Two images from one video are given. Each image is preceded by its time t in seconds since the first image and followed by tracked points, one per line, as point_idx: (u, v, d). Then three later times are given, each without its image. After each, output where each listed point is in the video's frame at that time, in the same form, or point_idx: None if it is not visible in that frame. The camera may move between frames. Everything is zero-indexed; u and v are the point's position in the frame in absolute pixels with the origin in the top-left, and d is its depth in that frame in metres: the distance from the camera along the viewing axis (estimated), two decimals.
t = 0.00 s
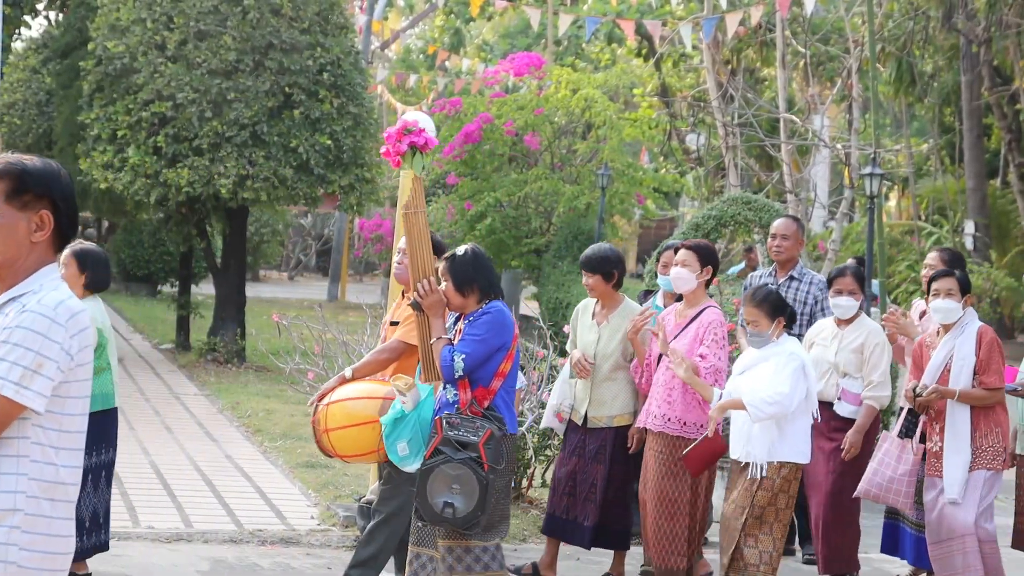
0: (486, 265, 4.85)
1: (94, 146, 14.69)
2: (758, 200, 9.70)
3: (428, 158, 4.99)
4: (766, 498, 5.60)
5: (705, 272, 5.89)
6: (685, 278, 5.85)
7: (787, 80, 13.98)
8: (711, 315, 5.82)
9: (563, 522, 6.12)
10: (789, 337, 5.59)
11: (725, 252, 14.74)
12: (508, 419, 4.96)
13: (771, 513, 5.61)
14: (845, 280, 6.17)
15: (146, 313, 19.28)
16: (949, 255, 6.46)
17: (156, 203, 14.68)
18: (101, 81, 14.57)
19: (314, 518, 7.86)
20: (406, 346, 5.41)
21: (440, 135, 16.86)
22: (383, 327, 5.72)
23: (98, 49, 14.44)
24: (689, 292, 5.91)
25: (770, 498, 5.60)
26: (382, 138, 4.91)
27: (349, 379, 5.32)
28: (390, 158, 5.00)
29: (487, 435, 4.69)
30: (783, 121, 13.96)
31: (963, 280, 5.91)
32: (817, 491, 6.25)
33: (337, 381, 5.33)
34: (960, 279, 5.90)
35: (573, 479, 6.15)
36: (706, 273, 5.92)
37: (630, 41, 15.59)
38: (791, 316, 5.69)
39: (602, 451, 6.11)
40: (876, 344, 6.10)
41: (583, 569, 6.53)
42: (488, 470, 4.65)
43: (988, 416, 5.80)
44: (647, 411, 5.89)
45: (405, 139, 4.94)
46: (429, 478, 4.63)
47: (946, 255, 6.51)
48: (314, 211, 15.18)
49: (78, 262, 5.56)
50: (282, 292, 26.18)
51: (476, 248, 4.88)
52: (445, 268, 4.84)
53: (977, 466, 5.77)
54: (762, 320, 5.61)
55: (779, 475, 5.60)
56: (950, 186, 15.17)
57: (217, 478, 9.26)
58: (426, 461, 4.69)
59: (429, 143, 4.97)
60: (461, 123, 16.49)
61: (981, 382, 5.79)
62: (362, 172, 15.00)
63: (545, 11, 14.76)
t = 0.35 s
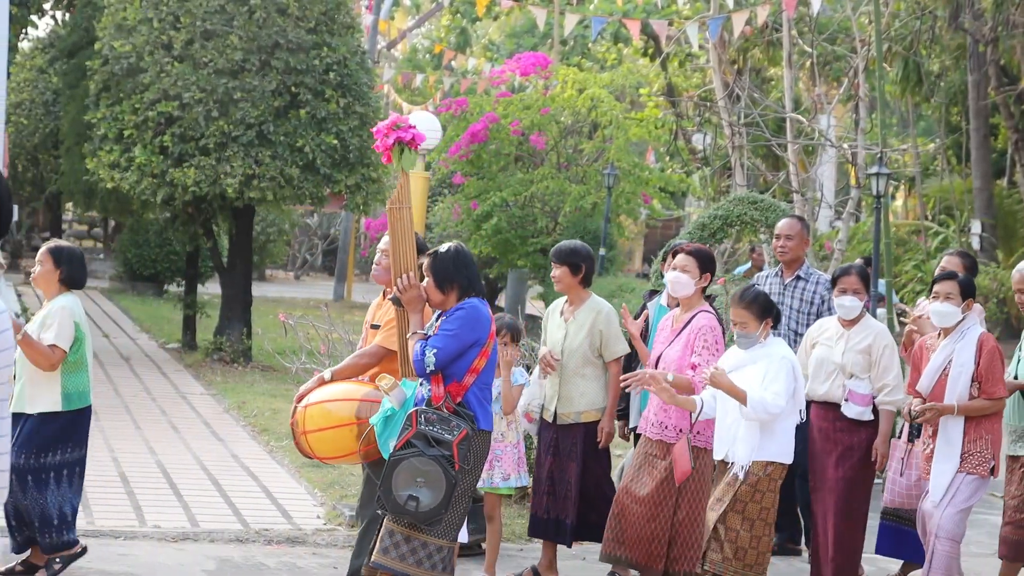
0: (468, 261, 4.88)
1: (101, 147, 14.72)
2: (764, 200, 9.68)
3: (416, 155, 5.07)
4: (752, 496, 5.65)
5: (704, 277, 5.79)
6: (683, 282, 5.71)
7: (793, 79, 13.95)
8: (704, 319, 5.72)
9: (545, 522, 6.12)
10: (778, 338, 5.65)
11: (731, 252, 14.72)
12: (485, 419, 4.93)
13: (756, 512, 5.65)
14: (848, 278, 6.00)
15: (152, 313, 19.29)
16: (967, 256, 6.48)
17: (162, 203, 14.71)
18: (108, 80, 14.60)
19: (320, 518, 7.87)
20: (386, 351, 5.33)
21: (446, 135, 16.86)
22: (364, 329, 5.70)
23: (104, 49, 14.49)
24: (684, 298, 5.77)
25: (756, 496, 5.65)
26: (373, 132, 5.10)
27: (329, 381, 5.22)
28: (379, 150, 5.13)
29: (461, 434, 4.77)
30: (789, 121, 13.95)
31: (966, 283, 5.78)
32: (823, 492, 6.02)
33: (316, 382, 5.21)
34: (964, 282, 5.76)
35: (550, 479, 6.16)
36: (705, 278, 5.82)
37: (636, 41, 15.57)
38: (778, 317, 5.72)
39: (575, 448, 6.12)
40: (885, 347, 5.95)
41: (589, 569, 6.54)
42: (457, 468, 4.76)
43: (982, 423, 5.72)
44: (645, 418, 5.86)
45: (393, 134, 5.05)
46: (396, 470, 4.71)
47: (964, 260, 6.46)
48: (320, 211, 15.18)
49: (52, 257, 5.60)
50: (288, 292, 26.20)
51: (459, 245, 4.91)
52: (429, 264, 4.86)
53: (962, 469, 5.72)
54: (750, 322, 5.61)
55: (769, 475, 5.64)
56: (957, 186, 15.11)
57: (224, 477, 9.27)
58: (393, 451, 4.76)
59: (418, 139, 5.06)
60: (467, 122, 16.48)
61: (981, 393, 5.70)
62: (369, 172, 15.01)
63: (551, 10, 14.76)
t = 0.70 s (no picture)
0: (440, 261, 4.80)
1: (109, 146, 14.77)
2: (772, 200, 9.65)
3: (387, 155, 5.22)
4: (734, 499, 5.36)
5: (693, 275, 5.73)
6: (673, 280, 5.67)
7: (800, 79, 13.95)
8: (693, 322, 5.70)
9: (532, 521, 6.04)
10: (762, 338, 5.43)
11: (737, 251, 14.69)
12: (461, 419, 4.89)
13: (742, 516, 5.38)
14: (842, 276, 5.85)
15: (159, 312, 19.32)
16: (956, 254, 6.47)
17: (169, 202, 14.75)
18: (116, 80, 14.65)
19: (326, 518, 7.84)
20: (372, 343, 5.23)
21: (453, 134, 16.88)
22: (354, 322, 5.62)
23: (112, 49, 14.54)
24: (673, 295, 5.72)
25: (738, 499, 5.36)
26: (341, 131, 5.20)
27: (315, 376, 5.18)
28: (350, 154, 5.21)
29: (439, 437, 4.74)
30: (796, 120, 13.93)
31: (974, 287, 5.63)
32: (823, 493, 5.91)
33: (303, 378, 5.18)
34: (973, 286, 5.62)
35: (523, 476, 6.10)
36: (694, 276, 5.76)
37: (643, 41, 15.57)
38: (766, 316, 5.52)
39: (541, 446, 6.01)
40: (889, 347, 5.76)
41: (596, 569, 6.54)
42: (439, 470, 4.76)
43: (961, 427, 5.57)
44: (634, 419, 5.76)
45: (363, 134, 5.17)
46: (379, 477, 4.69)
47: (962, 256, 6.44)
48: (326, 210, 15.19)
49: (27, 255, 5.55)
50: (296, 292, 26.23)
51: (431, 245, 4.82)
52: (400, 265, 4.78)
53: (935, 475, 5.58)
54: (736, 316, 5.42)
55: (753, 476, 5.38)
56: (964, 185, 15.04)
57: (230, 477, 9.28)
58: (374, 457, 4.74)
59: (389, 140, 5.17)
60: (473, 122, 16.49)
61: (966, 401, 5.55)
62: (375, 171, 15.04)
63: (558, 10, 14.75)
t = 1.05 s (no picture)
0: (407, 260, 4.71)
1: (114, 146, 14.82)
2: (776, 199, 9.64)
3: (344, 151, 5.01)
4: (718, 498, 5.31)
5: (668, 270, 5.79)
6: (645, 273, 5.72)
7: (804, 79, 13.97)
8: (672, 318, 5.75)
9: (512, 517, 6.00)
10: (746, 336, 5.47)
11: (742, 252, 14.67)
12: (434, 412, 4.81)
13: (725, 516, 5.33)
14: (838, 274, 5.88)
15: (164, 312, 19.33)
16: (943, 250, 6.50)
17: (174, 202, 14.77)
18: (120, 80, 14.69)
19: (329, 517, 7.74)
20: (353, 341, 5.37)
21: (457, 134, 16.90)
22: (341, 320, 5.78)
23: (117, 49, 14.59)
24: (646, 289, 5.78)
25: (723, 499, 5.32)
26: (297, 130, 4.94)
27: (298, 376, 5.27)
28: (305, 152, 4.99)
29: (418, 429, 4.65)
30: (800, 120, 13.94)
31: (961, 283, 5.54)
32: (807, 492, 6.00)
33: (287, 379, 5.26)
34: (961, 282, 5.53)
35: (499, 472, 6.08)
36: (668, 270, 5.83)
37: (647, 41, 15.58)
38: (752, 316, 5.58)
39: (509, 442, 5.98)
40: (878, 345, 5.79)
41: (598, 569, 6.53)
42: (421, 463, 4.65)
43: (952, 425, 5.51)
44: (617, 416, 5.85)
45: (319, 133, 4.92)
46: (362, 475, 4.57)
47: (946, 253, 6.45)
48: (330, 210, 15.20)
49: None
50: (300, 292, 26.23)
51: (394, 243, 4.73)
52: (364, 264, 4.69)
53: (929, 479, 5.52)
54: (720, 310, 5.50)
55: (741, 476, 5.34)
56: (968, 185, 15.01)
57: (234, 477, 9.28)
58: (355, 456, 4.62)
59: (345, 137, 4.98)
60: (477, 122, 16.52)
61: (957, 396, 5.47)
62: (379, 171, 15.04)
63: (562, 10, 14.71)
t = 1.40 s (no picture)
0: (394, 262, 4.76)
1: (124, 146, 14.85)
2: (787, 200, 9.58)
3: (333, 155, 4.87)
4: (700, 497, 5.32)
5: (659, 272, 5.78)
6: (637, 276, 5.73)
7: (814, 80, 13.96)
8: (671, 322, 5.75)
9: (522, 521, 5.96)
10: (735, 337, 5.43)
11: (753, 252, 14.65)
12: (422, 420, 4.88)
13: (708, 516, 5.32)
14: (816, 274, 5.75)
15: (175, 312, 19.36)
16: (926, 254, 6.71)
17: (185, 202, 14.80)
18: (131, 80, 14.73)
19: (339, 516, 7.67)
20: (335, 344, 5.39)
21: (467, 135, 16.91)
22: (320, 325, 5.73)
23: (128, 49, 14.64)
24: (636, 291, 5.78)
25: (706, 499, 5.32)
26: (285, 135, 4.84)
27: (281, 384, 5.32)
28: (293, 154, 4.86)
29: (408, 433, 4.66)
30: (811, 121, 13.92)
31: (930, 279, 5.48)
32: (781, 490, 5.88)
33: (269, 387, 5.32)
34: (930, 278, 5.45)
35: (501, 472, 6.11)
36: (660, 273, 5.82)
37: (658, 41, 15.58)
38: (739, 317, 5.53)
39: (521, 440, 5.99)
40: (853, 343, 5.62)
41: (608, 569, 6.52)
42: (408, 467, 4.64)
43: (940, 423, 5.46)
44: (620, 423, 5.81)
45: (308, 135, 4.81)
46: (351, 477, 4.52)
47: (927, 255, 6.63)
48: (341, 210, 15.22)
49: None
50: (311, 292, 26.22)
51: (382, 246, 4.76)
52: (352, 266, 4.73)
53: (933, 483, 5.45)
54: (707, 309, 5.47)
55: (728, 480, 5.32)
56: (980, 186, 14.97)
57: (245, 477, 9.29)
58: (343, 459, 4.58)
59: (333, 139, 4.85)
60: (488, 122, 16.53)
61: (938, 391, 5.42)
62: (390, 171, 15.04)
63: (572, 10, 14.65)
